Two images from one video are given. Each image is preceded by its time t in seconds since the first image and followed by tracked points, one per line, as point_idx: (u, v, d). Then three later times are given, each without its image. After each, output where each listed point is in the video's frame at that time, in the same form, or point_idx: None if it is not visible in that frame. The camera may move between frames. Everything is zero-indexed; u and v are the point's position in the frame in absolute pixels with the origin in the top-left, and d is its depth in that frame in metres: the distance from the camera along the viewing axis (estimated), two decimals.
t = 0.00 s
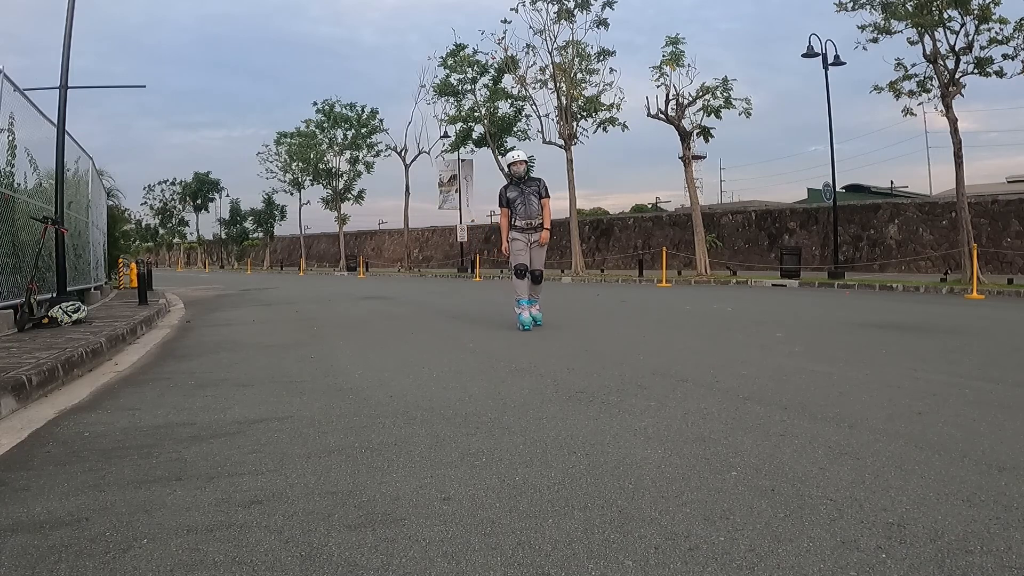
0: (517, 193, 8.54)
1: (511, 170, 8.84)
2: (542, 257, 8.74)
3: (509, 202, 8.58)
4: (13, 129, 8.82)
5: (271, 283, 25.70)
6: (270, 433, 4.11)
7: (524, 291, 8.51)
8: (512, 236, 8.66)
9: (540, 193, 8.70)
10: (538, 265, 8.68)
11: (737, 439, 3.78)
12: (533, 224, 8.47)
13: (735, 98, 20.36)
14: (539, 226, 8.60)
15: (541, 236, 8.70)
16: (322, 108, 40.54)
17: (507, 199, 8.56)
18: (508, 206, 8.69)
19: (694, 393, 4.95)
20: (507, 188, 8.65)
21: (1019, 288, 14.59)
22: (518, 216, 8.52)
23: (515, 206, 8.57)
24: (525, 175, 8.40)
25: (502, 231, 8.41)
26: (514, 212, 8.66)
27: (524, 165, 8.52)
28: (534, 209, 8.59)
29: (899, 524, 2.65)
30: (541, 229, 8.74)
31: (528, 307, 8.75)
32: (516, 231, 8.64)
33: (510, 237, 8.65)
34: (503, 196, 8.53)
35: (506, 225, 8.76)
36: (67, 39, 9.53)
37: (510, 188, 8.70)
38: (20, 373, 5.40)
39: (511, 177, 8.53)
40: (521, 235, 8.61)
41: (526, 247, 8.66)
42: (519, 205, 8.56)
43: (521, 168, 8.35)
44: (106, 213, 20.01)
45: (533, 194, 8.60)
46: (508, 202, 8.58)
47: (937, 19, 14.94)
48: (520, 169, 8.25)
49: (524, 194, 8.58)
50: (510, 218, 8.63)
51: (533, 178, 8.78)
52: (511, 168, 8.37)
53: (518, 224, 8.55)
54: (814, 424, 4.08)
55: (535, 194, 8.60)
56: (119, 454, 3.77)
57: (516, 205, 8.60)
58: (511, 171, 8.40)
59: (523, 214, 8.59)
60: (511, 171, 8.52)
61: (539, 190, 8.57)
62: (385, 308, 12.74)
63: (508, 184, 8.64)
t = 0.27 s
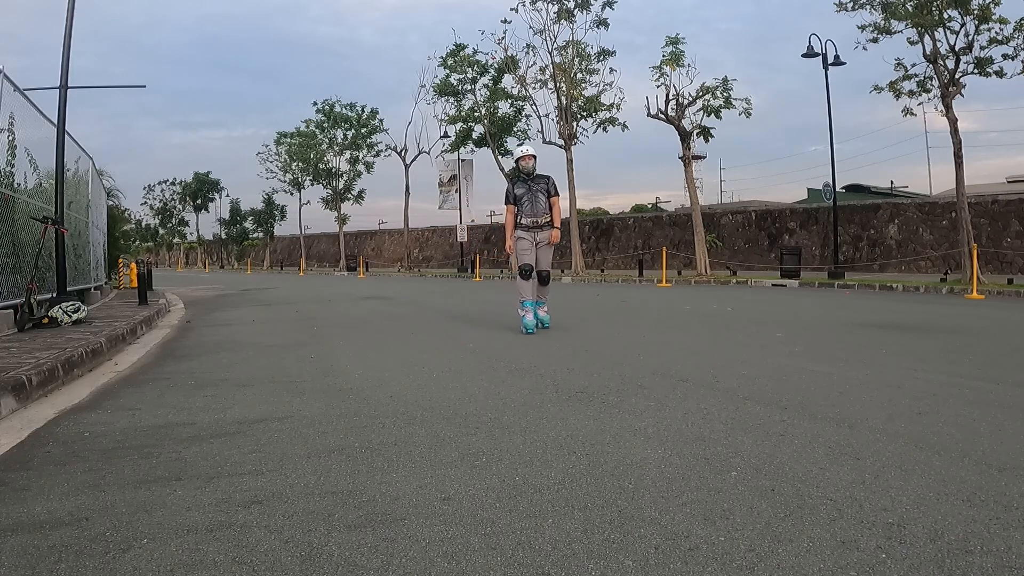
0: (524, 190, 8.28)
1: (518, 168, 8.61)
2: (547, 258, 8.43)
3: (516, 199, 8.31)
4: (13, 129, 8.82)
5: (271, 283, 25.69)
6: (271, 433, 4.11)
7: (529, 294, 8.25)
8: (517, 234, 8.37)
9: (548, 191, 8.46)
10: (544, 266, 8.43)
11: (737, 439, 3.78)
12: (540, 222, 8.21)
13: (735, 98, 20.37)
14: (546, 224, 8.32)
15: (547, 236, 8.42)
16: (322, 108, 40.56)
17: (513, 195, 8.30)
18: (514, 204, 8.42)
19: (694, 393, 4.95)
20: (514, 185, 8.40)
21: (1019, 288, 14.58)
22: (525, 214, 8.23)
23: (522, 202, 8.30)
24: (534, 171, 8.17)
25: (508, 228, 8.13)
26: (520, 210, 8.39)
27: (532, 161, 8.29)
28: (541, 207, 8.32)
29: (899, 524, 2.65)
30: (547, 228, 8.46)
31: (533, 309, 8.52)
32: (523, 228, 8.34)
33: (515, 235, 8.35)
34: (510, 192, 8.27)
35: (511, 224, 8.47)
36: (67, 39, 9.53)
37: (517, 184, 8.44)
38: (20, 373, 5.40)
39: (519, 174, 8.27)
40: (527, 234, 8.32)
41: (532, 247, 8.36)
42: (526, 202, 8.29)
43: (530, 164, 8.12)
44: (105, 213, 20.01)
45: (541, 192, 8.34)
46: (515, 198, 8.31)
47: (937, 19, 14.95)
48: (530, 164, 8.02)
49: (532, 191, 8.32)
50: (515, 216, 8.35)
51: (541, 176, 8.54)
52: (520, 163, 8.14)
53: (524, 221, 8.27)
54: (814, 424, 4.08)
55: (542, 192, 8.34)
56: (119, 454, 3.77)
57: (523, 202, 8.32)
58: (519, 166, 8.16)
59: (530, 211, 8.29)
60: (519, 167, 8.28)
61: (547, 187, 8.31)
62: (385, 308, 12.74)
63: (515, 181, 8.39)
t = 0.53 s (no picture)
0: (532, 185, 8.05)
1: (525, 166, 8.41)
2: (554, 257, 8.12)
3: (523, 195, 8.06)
4: (13, 129, 8.82)
5: (271, 283, 25.68)
6: (270, 433, 4.11)
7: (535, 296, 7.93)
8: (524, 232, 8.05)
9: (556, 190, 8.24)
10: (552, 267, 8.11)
11: (737, 439, 3.78)
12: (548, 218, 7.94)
13: (735, 98, 20.37)
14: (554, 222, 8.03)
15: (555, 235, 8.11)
16: (322, 108, 40.55)
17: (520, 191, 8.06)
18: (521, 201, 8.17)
19: (694, 393, 4.95)
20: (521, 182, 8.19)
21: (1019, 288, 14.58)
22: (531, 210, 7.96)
23: (529, 198, 8.05)
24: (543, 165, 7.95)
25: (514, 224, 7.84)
26: (526, 207, 8.13)
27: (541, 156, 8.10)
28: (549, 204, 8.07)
29: (899, 524, 2.65)
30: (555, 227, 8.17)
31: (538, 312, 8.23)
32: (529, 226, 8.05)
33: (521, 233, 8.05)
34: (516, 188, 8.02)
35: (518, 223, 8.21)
36: (67, 39, 9.53)
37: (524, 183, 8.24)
38: (20, 373, 5.40)
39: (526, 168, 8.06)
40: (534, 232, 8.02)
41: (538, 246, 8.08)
42: (534, 199, 8.04)
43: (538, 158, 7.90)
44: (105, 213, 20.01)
45: (549, 188, 8.10)
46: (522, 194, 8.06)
47: (937, 19, 14.94)
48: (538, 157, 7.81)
49: (539, 187, 8.07)
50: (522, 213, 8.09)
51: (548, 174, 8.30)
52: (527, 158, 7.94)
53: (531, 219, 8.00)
54: (814, 424, 4.08)
55: (551, 188, 8.11)
56: (119, 454, 3.77)
57: (530, 199, 8.07)
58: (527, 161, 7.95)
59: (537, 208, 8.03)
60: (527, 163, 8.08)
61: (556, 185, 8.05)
62: (385, 308, 12.74)
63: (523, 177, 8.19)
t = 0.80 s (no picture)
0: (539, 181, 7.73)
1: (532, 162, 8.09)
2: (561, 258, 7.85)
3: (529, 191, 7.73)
4: (13, 129, 8.82)
5: (271, 283, 25.69)
6: (271, 433, 4.11)
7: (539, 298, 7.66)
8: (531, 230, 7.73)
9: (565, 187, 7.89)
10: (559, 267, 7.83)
11: (738, 439, 3.78)
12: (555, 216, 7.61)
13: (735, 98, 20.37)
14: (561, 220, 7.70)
15: (563, 234, 7.81)
16: (322, 108, 40.56)
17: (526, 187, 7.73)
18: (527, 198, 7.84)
19: (694, 394, 4.95)
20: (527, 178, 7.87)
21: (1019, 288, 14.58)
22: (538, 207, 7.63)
23: (536, 195, 7.72)
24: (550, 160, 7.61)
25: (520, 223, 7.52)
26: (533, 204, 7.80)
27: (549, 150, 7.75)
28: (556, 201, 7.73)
29: (899, 524, 2.65)
30: (563, 225, 7.86)
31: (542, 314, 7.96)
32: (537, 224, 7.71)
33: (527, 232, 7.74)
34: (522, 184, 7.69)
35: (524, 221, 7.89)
36: (67, 39, 9.53)
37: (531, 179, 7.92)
38: (20, 373, 5.40)
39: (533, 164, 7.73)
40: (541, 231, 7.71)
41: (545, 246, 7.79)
42: (540, 195, 7.71)
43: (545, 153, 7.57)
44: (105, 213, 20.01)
45: (557, 184, 7.77)
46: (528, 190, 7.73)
47: (937, 19, 14.94)
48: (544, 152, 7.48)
49: (546, 183, 7.74)
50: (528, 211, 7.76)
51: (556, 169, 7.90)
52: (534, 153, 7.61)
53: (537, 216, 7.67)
54: (814, 424, 4.08)
55: (558, 185, 7.77)
56: (119, 454, 3.77)
57: (536, 195, 7.75)
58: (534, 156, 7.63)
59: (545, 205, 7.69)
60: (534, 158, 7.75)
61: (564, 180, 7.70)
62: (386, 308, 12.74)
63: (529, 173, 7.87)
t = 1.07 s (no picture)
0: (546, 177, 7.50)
1: (538, 159, 7.90)
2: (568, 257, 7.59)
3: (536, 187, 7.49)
4: (13, 129, 8.82)
5: (271, 283, 25.69)
6: (271, 433, 4.11)
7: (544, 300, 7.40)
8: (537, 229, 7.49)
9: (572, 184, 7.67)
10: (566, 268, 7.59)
11: (738, 439, 3.78)
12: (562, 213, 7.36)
13: (735, 98, 20.38)
14: (569, 218, 7.46)
15: (570, 233, 7.56)
16: (322, 108, 40.56)
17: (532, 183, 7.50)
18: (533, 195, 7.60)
19: (694, 393, 4.95)
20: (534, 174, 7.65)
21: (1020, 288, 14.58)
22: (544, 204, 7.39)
23: (543, 191, 7.48)
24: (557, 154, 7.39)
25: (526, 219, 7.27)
26: (539, 202, 7.57)
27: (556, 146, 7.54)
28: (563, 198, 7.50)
29: (899, 524, 2.65)
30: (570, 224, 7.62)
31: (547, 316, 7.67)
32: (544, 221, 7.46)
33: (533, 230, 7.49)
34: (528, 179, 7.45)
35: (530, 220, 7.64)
36: (67, 39, 9.53)
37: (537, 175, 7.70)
38: (20, 373, 5.40)
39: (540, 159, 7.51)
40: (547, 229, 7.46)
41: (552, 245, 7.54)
42: (547, 192, 7.48)
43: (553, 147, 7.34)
44: (105, 213, 19.99)
45: (564, 181, 7.54)
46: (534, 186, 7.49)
47: (937, 19, 14.93)
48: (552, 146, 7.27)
49: (554, 179, 7.51)
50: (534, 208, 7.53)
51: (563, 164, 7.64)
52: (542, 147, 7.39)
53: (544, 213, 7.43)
54: (814, 424, 4.08)
55: (566, 181, 7.54)
56: (119, 453, 3.77)
57: (543, 191, 7.51)
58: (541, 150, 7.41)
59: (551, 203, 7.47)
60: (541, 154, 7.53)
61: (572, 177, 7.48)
62: (386, 308, 12.74)
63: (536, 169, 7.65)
